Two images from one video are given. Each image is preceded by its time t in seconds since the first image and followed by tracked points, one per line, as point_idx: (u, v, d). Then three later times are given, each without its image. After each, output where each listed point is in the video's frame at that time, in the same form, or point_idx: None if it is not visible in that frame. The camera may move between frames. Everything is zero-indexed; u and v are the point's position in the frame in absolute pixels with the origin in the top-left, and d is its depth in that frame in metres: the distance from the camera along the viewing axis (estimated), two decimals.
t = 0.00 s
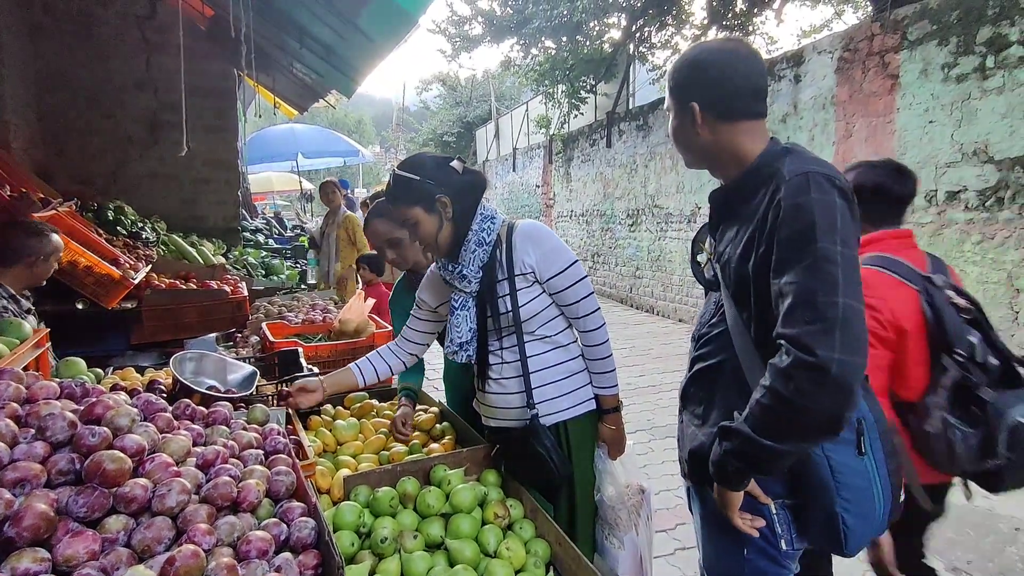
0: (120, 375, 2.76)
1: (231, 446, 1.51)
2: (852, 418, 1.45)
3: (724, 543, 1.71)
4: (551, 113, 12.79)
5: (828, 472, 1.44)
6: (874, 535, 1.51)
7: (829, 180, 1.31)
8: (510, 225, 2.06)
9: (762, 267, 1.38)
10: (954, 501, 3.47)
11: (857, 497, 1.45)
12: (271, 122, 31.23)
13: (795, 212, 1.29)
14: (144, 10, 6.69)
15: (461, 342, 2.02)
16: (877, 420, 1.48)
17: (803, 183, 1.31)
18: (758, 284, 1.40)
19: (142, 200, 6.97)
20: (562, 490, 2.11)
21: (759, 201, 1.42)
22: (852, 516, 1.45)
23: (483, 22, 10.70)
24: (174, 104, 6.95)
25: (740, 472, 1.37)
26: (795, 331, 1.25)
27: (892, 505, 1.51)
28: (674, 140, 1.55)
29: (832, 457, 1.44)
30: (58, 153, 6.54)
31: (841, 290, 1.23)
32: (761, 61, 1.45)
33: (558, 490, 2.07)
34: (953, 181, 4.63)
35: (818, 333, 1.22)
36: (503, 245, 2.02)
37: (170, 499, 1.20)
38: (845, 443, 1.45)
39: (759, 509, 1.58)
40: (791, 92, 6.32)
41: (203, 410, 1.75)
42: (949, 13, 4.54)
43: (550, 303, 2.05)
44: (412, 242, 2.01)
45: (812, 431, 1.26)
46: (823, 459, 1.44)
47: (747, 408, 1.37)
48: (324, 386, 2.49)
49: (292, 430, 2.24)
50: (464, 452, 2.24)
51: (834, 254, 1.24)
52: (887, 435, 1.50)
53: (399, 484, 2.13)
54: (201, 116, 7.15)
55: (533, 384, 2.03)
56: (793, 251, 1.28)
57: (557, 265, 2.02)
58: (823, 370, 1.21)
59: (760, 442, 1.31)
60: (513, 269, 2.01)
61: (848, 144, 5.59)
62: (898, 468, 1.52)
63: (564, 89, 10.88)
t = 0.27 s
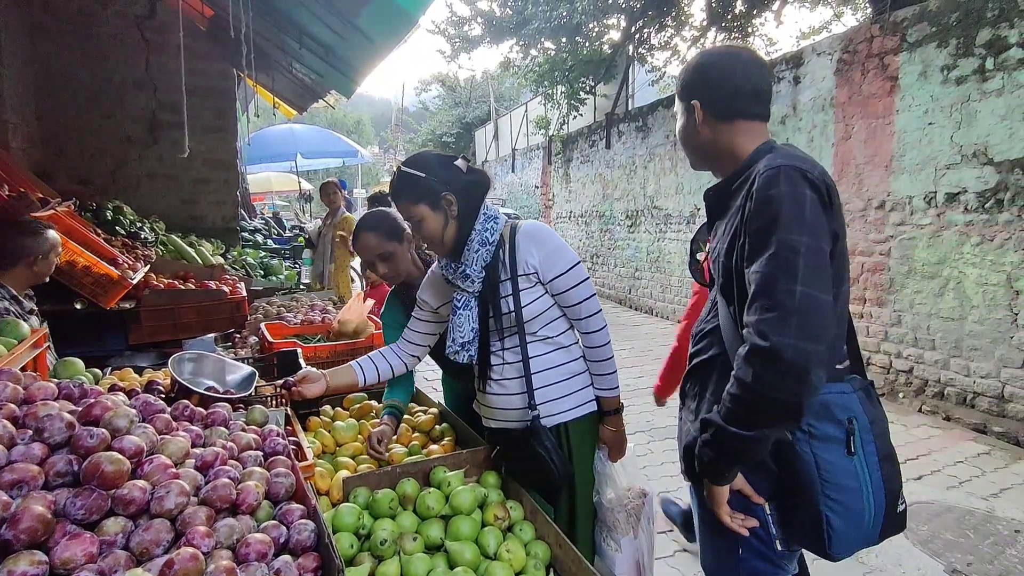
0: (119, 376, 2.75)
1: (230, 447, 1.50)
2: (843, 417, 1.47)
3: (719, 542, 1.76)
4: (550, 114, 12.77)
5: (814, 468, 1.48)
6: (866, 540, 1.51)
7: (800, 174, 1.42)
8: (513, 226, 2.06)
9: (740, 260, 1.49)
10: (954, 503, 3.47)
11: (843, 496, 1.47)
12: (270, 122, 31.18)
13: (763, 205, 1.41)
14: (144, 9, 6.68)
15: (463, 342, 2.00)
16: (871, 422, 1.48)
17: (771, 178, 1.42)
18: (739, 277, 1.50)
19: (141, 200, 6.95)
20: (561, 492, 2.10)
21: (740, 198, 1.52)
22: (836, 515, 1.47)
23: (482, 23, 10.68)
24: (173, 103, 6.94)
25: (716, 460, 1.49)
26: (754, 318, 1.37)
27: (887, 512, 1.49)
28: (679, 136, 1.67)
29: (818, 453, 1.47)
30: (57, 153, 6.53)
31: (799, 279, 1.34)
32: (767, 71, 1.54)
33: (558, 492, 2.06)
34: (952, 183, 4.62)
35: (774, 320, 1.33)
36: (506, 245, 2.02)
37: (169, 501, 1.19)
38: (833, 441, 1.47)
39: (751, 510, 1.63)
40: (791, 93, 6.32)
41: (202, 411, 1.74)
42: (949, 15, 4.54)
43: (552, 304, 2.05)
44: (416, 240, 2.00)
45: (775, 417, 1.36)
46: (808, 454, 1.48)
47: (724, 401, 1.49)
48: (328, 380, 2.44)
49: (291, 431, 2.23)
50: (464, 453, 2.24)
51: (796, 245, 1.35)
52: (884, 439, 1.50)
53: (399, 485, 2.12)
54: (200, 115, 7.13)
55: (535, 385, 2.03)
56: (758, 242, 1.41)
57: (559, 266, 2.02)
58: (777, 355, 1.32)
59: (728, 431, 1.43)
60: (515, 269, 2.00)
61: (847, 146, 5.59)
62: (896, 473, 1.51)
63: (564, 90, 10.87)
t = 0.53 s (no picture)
0: (116, 376, 2.74)
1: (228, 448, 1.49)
2: (835, 413, 1.47)
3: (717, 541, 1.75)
4: (550, 115, 12.77)
5: (803, 461, 1.48)
6: (859, 543, 1.48)
7: (785, 169, 1.44)
8: (516, 226, 2.05)
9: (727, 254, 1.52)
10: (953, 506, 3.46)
11: (833, 494, 1.46)
12: (270, 122, 31.16)
13: (745, 198, 1.44)
14: (143, 9, 6.66)
15: (466, 342, 1.99)
16: (867, 420, 1.47)
17: (755, 172, 1.45)
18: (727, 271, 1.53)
19: (141, 199, 6.94)
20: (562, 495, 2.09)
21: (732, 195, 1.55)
22: (824, 513, 1.47)
23: (483, 23, 10.66)
24: (172, 103, 6.92)
25: (702, 451, 1.52)
26: (733, 307, 1.41)
27: (883, 514, 1.47)
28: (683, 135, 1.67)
29: (808, 448, 1.48)
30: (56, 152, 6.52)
31: (774, 268, 1.37)
32: (771, 76, 1.53)
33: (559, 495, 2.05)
34: (952, 186, 4.62)
35: (748, 308, 1.37)
36: (508, 246, 2.01)
37: (166, 503, 1.18)
38: (824, 437, 1.47)
39: (745, 512, 1.65)
40: (791, 95, 6.31)
41: (200, 412, 1.72)
42: (949, 18, 4.54)
43: (554, 305, 2.04)
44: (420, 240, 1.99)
45: (753, 403, 1.39)
46: (798, 448, 1.49)
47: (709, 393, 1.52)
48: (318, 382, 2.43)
49: (290, 432, 2.22)
50: (464, 455, 2.22)
51: (774, 236, 1.38)
52: (882, 440, 1.48)
53: (398, 487, 2.10)
54: (198, 115, 7.12)
55: (537, 386, 2.02)
56: (740, 234, 1.45)
57: (562, 267, 2.01)
58: (750, 342, 1.36)
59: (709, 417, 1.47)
60: (517, 270, 2.00)
61: (847, 148, 5.58)
62: (895, 477, 1.49)
63: (564, 91, 10.86)
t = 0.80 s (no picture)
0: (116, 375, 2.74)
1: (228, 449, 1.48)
2: (835, 409, 1.45)
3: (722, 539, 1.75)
4: (550, 115, 12.76)
5: (803, 459, 1.47)
6: (862, 541, 1.46)
7: (772, 167, 1.44)
8: (519, 227, 2.04)
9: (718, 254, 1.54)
10: (955, 509, 3.44)
11: (834, 490, 1.45)
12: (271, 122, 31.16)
13: (733, 198, 1.46)
14: (145, 8, 6.65)
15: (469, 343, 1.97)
16: (869, 417, 1.46)
17: (741, 172, 1.46)
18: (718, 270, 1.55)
19: (141, 198, 6.93)
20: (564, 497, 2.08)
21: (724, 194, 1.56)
22: (826, 509, 1.46)
23: (484, 23, 10.64)
24: (173, 102, 6.91)
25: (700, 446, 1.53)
26: (721, 306, 1.43)
27: (887, 511, 1.45)
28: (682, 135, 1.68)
29: (808, 444, 1.47)
30: (57, 151, 6.51)
31: (759, 267, 1.38)
32: (771, 77, 1.53)
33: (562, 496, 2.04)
34: (954, 188, 4.61)
35: (734, 307, 1.40)
36: (512, 246, 1.99)
37: (166, 504, 1.17)
38: (824, 434, 1.46)
39: (750, 512, 1.65)
40: (792, 96, 6.29)
41: (200, 412, 1.71)
42: (951, 19, 4.52)
43: (558, 306, 2.03)
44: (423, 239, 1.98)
45: (740, 400, 1.42)
46: (798, 444, 1.48)
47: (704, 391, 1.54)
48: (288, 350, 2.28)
49: (290, 432, 2.20)
50: (465, 456, 2.21)
51: (759, 234, 1.40)
52: (883, 437, 1.46)
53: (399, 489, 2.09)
54: (199, 114, 7.11)
55: (540, 387, 2.01)
56: (727, 233, 1.47)
57: (566, 267, 1.99)
58: (735, 339, 1.39)
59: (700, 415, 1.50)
60: (521, 270, 1.98)
61: (848, 149, 5.57)
62: (900, 475, 1.47)
63: (565, 91, 10.85)
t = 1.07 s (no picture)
0: (118, 374, 2.72)
1: (230, 452, 1.46)
2: (845, 409, 1.43)
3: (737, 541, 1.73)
4: (553, 116, 12.75)
5: (813, 458, 1.46)
6: (875, 539, 1.44)
7: (758, 174, 1.42)
8: (524, 226, 2.02)
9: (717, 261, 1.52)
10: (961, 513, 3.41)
11: (846, 490, 1.43)
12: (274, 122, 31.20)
13: (726, 208, 1.45)
14: (149, 8, 6.65)
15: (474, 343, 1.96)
16: (880, 416, 1.44)
17: (728, 183, 1.45)
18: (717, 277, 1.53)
19: (145, 197, 6.93)
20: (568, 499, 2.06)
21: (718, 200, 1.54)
22: (838, 509, 1.44)
23: (487, 24, 10.63)
24: (176, 101, 6.91)
25: (717, 453, 1.51)
26: (722, 317, 1.42)
27: (899, 509, 1.44)
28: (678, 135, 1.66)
29: (817, 444, 1.45)
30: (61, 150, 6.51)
31: (756, 276, 1.37)
32: (771, 77, 1.53)
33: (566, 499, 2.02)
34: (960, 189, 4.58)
35: (735, 318, 1.39)
36: (517, 246, 1.98)
37: (166, 506, 1.15)
38: (834, 433, 1.44)
39: (768, 509, 1.63)
40: (797, 96, 6.26)
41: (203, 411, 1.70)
42: (958, 19, 4.50)
43: (563, 306, 2.01)
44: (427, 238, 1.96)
45: (748, 411, 1.41)
46: (809, 446, 1.46)
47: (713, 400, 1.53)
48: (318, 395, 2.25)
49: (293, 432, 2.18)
50: (468, 456, 2.19)
51: (754, 241, 1.38)
52: (895, 437, 1.44)
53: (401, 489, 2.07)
54: (202, 114, 7.11)
55: (545, 389, 1.99)
56: (723, 243, 1.46)
57: (571, 268, 1.98)
58: (738, 350, 1.38)
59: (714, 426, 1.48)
60: (525, 271, 1.97)
61: (854, 150, 5.54)
62: (913, 473, 1.45)
63: (568, 92, 10.84)
